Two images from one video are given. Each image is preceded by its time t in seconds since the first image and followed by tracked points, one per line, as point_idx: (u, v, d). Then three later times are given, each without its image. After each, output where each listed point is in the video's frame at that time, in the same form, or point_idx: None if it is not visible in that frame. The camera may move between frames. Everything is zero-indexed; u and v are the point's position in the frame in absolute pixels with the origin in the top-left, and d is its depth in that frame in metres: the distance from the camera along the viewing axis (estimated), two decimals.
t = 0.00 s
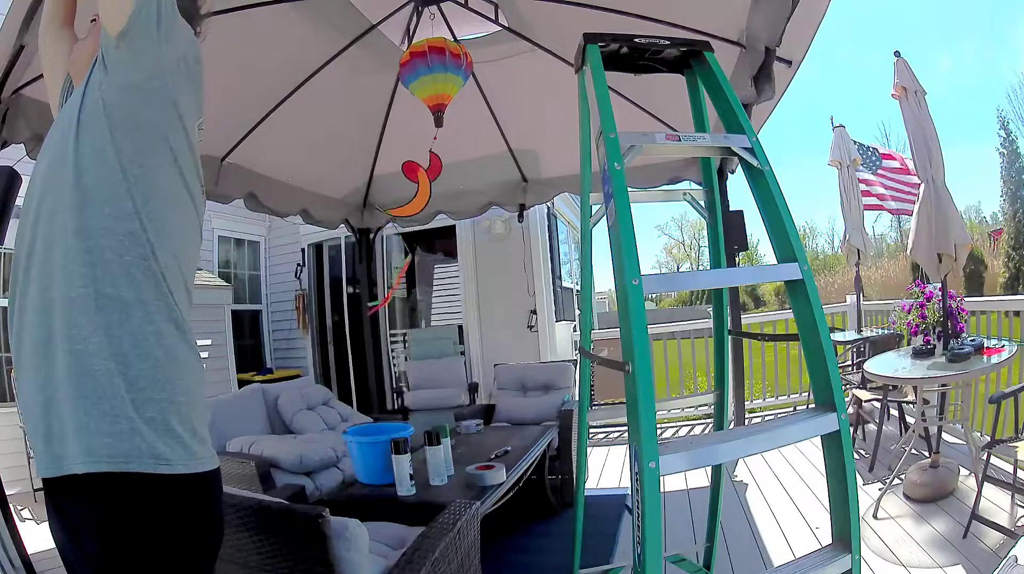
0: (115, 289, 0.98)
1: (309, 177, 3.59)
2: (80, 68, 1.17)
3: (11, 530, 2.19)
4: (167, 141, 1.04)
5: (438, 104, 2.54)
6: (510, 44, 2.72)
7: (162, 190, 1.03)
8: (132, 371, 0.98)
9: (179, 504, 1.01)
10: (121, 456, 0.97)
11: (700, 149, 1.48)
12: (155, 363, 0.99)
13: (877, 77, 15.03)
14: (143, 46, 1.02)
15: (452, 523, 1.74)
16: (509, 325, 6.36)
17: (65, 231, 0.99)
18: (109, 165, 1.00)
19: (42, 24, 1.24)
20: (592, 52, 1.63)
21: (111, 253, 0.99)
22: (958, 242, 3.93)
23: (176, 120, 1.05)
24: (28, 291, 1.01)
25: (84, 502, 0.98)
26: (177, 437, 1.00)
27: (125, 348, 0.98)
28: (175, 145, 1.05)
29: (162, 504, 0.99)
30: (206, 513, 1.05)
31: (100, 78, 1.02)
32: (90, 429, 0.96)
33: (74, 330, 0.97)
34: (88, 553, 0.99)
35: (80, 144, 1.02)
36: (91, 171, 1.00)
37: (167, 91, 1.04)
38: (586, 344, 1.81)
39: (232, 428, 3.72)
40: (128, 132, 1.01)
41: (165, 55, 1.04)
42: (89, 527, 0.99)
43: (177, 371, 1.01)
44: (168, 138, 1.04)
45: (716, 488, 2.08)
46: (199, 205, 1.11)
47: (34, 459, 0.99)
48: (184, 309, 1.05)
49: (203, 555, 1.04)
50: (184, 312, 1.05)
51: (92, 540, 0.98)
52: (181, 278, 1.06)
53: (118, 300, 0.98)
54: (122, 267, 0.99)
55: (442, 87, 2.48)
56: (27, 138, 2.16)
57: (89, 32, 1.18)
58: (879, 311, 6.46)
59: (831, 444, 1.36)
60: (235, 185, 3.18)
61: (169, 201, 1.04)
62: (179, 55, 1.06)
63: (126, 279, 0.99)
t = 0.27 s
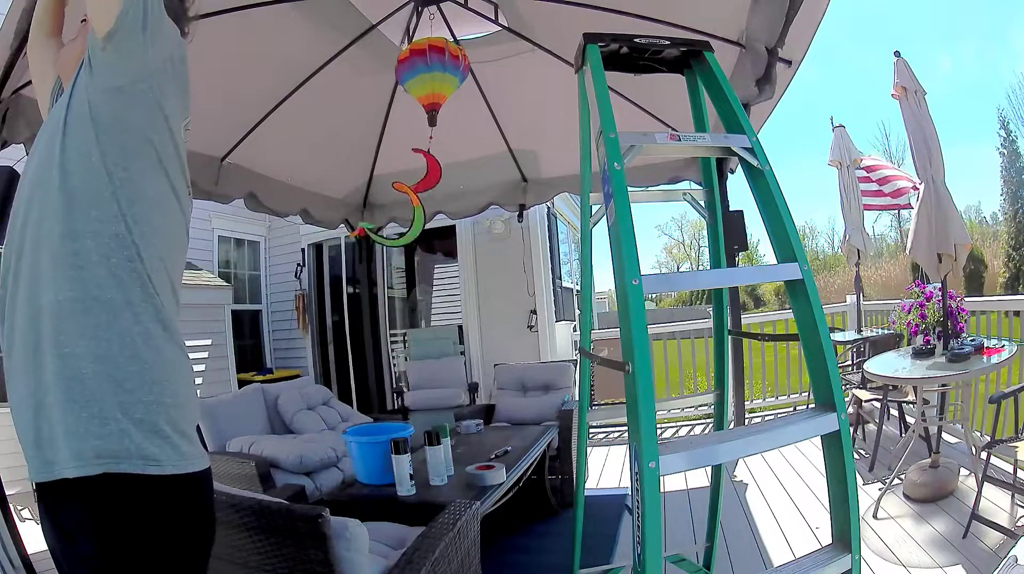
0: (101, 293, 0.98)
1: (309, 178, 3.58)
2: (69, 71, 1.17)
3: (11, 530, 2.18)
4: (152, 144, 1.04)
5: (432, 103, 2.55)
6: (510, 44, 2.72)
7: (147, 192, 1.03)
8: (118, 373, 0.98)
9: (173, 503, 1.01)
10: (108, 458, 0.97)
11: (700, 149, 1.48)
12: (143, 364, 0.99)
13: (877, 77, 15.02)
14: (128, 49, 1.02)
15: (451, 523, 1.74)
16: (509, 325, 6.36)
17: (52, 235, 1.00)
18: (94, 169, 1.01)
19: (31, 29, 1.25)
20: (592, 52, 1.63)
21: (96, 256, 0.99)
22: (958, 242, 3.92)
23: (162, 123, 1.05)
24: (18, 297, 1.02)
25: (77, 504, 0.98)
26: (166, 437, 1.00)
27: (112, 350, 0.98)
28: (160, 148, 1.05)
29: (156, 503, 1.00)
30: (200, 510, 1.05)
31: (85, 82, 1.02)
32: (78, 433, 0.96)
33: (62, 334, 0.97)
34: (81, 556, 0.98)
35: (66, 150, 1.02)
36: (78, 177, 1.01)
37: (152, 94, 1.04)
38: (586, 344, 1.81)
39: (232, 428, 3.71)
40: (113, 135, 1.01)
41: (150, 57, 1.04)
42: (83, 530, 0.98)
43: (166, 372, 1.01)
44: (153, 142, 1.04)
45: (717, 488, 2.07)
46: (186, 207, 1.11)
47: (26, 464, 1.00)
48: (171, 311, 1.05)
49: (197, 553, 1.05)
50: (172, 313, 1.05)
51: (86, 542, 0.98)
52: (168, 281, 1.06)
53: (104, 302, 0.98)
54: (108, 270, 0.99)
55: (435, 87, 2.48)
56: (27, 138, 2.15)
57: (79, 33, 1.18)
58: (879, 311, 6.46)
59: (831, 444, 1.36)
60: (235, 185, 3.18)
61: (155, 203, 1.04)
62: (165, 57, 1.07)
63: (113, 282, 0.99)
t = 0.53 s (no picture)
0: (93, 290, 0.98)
1: (309, 178, 3.58)
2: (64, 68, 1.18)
3: (11, 530, 2.18)
4: (143, 139, 1.04)
5: (422, 102, 2.54)
6: (510, 44, 2.72)
7: (138, 186, 1.03)
8: (111, 370, 0.98)
9: (170, 501, 1.01)
10: (102, 455, 0.96)
11: (699, 149, 1.48)
12: (137, 361, 0.99)
13: (877, 77, 15.02)
14: (120, 43, 1.02)
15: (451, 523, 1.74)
16: (509, 325, 6.36)
17: (43, 232, 1.00)
18: (84, 164, 1.01)
19: (32, 27, 1.25)
20: (592, 52, 1.63)
21: (87, 251, 0.99)
22: (958, 242, 3.92)
23: (153, 117, 1.05)
24: (12, 295, 1.03)
25: (74, 503, 0.98)
26: (160, 435, 1.00)
27: (104, 346, 0.98)
28: (151, 143, 1.05)
29: (154, 502, 1.00)
30: (198, 509, 1.05)
31: (76, 77, 1.03)
32: (72, 431, 0.97)
33: (55, 330, 0.98)
34: (78, 557, 0.98)
35: (58, 146, 1.02)
36: (68, 172, 1.01)
37: (142, 88, 1.04)
38: (587, 344, 1.81)
39: (232, 428, 3.71)
40: (103, 130, 1.01)
41: (142, 52, 1.04)
42: (80, 530, 0.98)
43: (160, 369, 1.02)
44: (144, 136, 1.04)
45: (717, 487, 2.07)
46: (177, 202, 1.10)
47: (22, 462, 1.00)
48: (163, 308, 1.05)
49: (195, 551, 1.05)
50: (163, 309, 1.05)
51: (83, 541, 0.98)
52: (159, 276, 1.06)
53: (95, 298, 0.98)
54: (99, 266, 0.99)
55: (425, 86, 2.48)
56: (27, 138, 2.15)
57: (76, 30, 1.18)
58: (879, 311, 6.46)
59: (832, 444, 1.36)
60: (236, 186, 3.18)
61: (145, 197, 1.03)
62: (158, 52, 1.07)
63: (103, 278, 0.99)
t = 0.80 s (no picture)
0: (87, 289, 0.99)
1: (308, 177, 3.58)
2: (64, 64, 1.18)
3: (11, 530, 2.18)
4: (140, 136, 1.04)
5: (419, 100, 2.54)
6: (510, 45, 2.72)
7: (133, 184, 1.03)
8: (102, 369, 0.98)
9: (171, 503, 1.03)
10: (93, 454, 0.96)
11: (699, 149, 1.48)
12: (128, 359, 0.99)
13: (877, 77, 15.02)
14: (120, 40, 1.02)
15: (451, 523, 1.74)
16: (509, 325, 6.36)
17: (37, 229, 1.00)
18: (79, 161, 1.01)
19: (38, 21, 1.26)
20: (592, 52, 1.63)
21: (80, 249, 0.99)
22: (958, 242, 3.93)
23: (149, 115, 1.05)
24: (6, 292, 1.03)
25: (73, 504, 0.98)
26: (153, 435, 1.00)
27: (96, 345, 0.98)
28: (147, 140, 1.05)
29: (155, 503, 1.01)
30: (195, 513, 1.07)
31: (74, 73, 1.03)
32: (65, 429, 0.97)
33: (47, 327, 0.98)
34: (75, 558, 0.97)
35: (54, 143, 1.03)
36: (63, 170, 1.01)
37: (140, 86, 1.04)
38: (586, 344, 1.81)
39: (232, 428, 3.71)
40: (98, 127, 1.02)
41: (141, 49, 1.04)
42: (77, 533, 0.98)
43: (153, 368, 1.02)
44: (140, 134, 1.04)
45: (717, 487, 2.07)
46: (172, 200, 1.10)
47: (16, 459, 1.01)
48: (158, 307, 1.05)
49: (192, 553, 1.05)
50: (156, 308, 1.05)
51: (79, 545, 0.98)
52: (152, 276, 1.06)
53: (89, 295, 0.98)
54: (93, 264, 0.99)
55: (424, 86, 2.48)
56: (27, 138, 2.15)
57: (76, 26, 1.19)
58: (879, 311, 6.46)
59: (832, 444, 1.36)
60: (235, 186, 3.18)
61: (140, 195, 1.03)
62: (157, 50, 1.07)
63: (97, 276, 0.99)
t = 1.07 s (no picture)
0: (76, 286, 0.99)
1: (308, 177, 3.58)
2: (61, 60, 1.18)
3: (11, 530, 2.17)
4: (129, 131, 1.03)
5: (418, 98, 2.53)
6: (510, 45, 2.73)
7: (120, 179, 1.02)
8: (89, 367, 0.98)
9: (161, 505, 1.02)
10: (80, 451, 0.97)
11: (700, 149, 1.48)
12: (114, 357, 0.99)
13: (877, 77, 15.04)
14: (112, 37, 1.03)
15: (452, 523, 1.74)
16: (509, 325, 6.36)
17: (29, 226, 1.01)
18: (68, 157, 1.01)
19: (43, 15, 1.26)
20: (592, 52, 1.63)
21: (68, 245, 0.99)
22: (958, 242, 3.93)
23: (140, 111, 1.05)
24: None
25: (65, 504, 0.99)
26: (142, 435, 1.00)
27: (84, 342, 0.98)
28: (137, 135, 1.05)
29: (144, 509, 1.00)
30: (190, 513, 1.07)
31: (66, 68, 1.03)
32: (56, 426, 0.97)
33: (37, 322, 0.99)
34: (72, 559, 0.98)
35: (45, 139, 1.03)
36: (52, 166, 1.01)
37: (131, 81, 1.04)
38: (586, 344, 1.81)
39: (232, 428, 3.71)
40: (87, 123, 1.01)
41: (132, 45, 1.04)
42: (73, 534, 0.99)
43: (141, 368, 1.01)
44: (130, 130, 1.04)
45: (717, 487, 2.07)
46: (164, 196, 1.09)
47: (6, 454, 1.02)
48: (148, 306, 1.05)
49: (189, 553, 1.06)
50: (145, 305, 1.04)
51: (71, 545, 0.99)
52: (141, 274, 1.05)
53: (77, 291, 0.99)
54: (80, 261, 0.99)
55: (428, 85, 2.48)
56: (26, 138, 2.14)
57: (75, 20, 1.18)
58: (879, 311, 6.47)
59: (832, 445, 1.36)
60: (235, 187, 3.19)
61: (128, 190, 1.02)
62: (151, 45, 1.06)
63: (85, 273, 0.99)
